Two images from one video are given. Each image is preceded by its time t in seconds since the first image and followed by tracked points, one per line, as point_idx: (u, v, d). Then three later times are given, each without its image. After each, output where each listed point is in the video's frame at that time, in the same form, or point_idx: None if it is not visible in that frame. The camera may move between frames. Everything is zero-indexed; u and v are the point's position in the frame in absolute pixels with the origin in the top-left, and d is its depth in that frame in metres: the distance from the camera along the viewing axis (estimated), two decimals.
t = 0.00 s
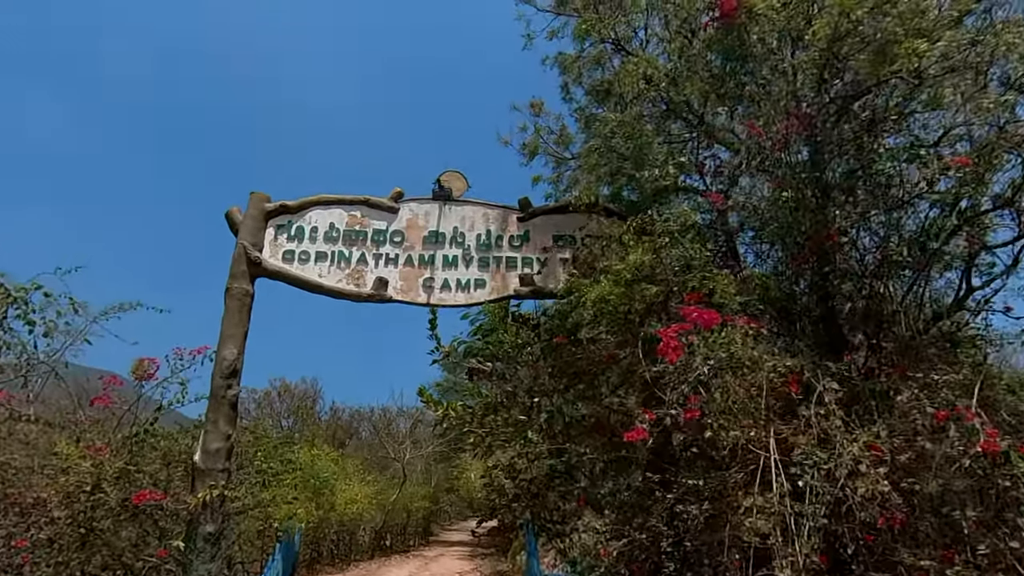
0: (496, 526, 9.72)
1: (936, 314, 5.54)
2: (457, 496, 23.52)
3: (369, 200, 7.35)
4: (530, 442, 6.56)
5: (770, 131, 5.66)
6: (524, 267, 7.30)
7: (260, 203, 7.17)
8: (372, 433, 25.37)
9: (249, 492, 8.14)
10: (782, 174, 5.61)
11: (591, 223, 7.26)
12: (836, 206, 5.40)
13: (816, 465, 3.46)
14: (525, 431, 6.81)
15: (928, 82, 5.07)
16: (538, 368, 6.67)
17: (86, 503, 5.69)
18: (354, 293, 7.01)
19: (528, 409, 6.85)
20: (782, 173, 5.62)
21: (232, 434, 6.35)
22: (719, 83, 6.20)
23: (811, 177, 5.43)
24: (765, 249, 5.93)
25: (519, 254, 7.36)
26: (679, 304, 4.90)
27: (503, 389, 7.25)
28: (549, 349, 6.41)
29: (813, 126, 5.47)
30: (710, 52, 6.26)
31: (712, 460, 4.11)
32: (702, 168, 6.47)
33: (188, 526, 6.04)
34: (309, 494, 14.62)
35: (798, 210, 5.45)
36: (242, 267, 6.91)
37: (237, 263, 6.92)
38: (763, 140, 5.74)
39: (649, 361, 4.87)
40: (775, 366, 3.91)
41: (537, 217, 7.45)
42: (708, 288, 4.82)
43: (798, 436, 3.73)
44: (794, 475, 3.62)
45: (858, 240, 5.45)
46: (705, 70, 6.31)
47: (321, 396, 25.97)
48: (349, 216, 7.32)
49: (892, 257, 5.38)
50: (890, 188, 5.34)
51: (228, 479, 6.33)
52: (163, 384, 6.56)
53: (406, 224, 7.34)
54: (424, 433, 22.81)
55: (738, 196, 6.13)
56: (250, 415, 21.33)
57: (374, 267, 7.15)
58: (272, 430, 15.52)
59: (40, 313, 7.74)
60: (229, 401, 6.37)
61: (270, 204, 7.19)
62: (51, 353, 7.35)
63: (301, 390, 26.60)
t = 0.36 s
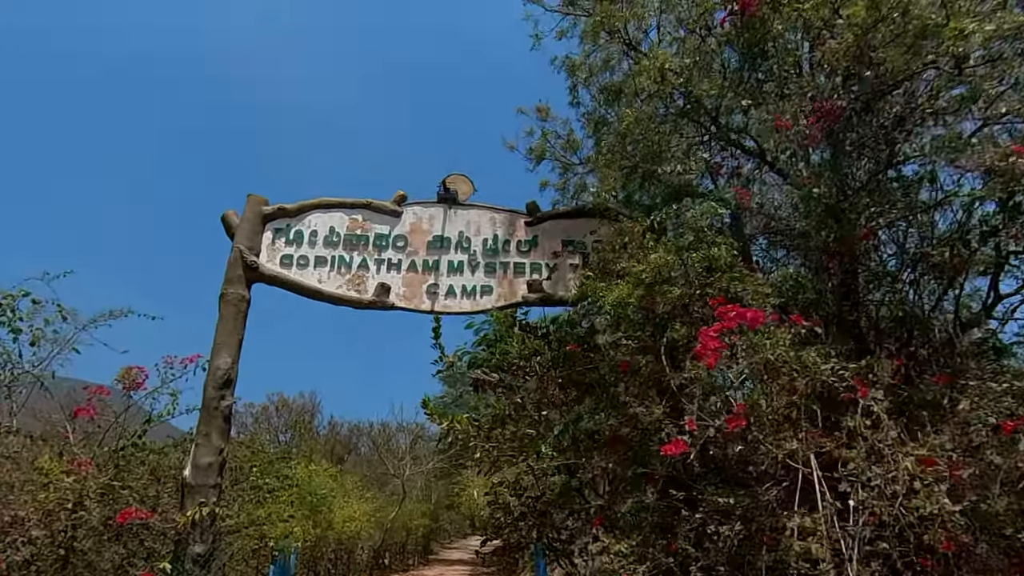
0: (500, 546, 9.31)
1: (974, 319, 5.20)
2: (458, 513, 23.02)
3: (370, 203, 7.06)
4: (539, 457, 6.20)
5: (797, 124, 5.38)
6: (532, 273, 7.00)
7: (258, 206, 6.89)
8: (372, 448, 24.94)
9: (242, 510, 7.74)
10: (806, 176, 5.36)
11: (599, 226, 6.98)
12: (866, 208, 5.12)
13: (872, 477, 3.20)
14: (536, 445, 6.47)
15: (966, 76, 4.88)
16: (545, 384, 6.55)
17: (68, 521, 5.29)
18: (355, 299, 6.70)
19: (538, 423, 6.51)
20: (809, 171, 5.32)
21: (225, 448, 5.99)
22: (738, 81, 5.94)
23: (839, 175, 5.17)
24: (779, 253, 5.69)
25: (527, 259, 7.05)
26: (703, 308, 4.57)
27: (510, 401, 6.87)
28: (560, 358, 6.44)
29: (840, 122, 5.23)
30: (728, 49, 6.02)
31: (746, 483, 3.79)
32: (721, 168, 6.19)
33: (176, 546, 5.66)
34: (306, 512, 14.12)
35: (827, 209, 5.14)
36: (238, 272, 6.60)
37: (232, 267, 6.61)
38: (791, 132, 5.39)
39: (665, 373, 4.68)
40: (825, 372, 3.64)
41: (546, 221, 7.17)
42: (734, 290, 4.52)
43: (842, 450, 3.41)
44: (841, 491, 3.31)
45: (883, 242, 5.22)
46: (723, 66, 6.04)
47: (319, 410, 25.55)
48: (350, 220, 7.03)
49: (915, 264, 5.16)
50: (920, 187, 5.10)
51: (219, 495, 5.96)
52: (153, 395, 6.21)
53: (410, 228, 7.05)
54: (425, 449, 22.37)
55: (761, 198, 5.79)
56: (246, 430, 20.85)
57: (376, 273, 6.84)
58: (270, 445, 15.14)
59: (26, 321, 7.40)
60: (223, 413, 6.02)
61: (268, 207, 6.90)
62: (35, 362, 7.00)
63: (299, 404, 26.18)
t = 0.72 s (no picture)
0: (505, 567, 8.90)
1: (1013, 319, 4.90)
2: (458, 531, 22.50)
3: (372, 205, 6.75)
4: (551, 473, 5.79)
5: (828, 111, 5.02)
6: (541, 277, 6.68)
7: (254, 207, 6.58)
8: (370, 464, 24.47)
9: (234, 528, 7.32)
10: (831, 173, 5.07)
11: (610, 229, 6.78)
12: (901, 203, 4.81)
13: (945, 493, 3.05)
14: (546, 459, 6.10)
15: (1011, 61, 4.67)
16: (553, 399, 6.20)
17: (45, 542, 5.02)
18: (355, 305, 6.36)
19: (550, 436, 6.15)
20: (838, 165, 5.00)
21: (216, 461, 5.61)
22: (758, 75, 5.70)
23: (877, 166, 4.83)
24: (797, 255, 5.14)
25: (535, 262, 6.74)
26: (731, 309, 4.26)
27: (519, 412, 6.48)
28: (572, 366, 6.08)
29: (871, 112, 4.92)
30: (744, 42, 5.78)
31: (796, 492, 3.61)
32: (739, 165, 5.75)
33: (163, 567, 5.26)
34: (303, 530, 13.67)
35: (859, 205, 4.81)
36: (232, 276, 6.26)
37: (227, 271, 6.28)
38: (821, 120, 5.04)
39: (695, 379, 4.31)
40: (892, 369, 3.43)
41: (555, 223, 6.86)
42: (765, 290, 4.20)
43: (901, 462, 3.23)
44: (903, 507, 3.11)
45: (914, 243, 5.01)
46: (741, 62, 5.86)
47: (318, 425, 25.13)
48: (350, 222, 6.72)
49: (929, 269, 5.02)
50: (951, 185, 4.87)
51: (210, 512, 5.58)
52: (141, 404, 5.85)
53: (413, 231, 6.74)
54: (425, 464, 21.93)
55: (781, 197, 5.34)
56: (241, 445, 20.43)
57: (378, 277, 6.51)
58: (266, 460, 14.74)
59: (9, 329, 7.05)
60: (215, 424, 5.65)
61: (265, 208, 6.59)
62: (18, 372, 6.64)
63: (297, 419, 25.77)
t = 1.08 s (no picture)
0: None
1: None
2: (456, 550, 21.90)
3: (371, 203, 6.41)
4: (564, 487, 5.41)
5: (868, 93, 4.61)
6: (549, 279, 6.31)
7: (246, 205, 6.22)
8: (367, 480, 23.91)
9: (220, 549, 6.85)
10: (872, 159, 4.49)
11: (622, 228, 6.48)
12: (941, 194, 4.44)
13: None
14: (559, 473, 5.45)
15: None
16: (564, 407, 5.85)
17: (8, 562, 4.66)
18: (352, 307, 5.97)
19: (558, 448, 5.67)
20: (886, 145, 4.50)
21: (199, 475, 5.19)
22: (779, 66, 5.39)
23: (922, 155, 4.47)
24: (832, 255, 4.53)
25: (543, 263, 6.37)
26: (762, 307, 3.90)
27: (527, 421, 5.89)
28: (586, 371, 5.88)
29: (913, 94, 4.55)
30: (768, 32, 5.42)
31: (855, 503, 3.30)
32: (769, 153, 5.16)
33: None
34: (297, 547, 13.36)
35: (897, 196, 4.43)
36: (221, 276, 5.88)
37: (215, 271, 5.90)
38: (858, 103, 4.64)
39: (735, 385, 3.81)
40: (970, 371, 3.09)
41: (564, 223, 6.54)
42: (802, 285, 3.82)
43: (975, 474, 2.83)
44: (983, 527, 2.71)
45: (967, 231, 4.53)
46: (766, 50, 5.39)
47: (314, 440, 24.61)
48: (348, 221, 6.37)
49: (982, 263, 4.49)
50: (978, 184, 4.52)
51: (191, 530, 5.15)
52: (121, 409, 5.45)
53: (414, 231, 6.39)
54: (423, 481, 21.40)
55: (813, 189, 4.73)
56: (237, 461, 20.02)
57: (376, 278, 6.14)
58: (259, 475, 14.24)
59: None
60: (199, 434, 5.23)
61: (258, 205, 6.23)
62: None
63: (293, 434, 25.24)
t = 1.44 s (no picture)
0: None
1: None
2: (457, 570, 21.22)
3: (368, 195, 6.00)
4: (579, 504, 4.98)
5: (921, 59, 3.99)
6: (559, 277, 5.89)
7: (235, 198, 5.82)
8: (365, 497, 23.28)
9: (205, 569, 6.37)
10: (919, 136, 3.86)
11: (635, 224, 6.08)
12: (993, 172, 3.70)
13: None
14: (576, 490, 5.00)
15: None
16: (572, 416, 5.42)
17: None
18: (348, 307, 5.55)
19: (569, 461, 5.27)
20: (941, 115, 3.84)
21: (180, 488, 4.73)
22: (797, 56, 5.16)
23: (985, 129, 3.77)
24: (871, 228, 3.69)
25: (553, 261, 5.96)
26: (805, 298, 3.44)
27: (538, 428, 5.40)
28: (604, 373, 5.55)
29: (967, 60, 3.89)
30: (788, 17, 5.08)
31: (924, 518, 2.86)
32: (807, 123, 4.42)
33: None
34: (291, 567, 12.76)
35: (939, 183, 3.76)
36: (206, 273, 5.46)
37: (200, 268, 5.48)
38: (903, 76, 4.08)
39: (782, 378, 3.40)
40: None
41: (574, 219, 6.13)
42: (851, 275, 3.40)
43: None
44: None
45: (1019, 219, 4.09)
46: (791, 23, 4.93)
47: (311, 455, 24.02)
48: (344, 215, 5.96)
49: None
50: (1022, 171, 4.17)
51: (170, 549, 4.68)
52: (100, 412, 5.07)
53: (415, 225, 5.98)
54: (423, 497, 20.79)
55: (842, 176, 4.13)
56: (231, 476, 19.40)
57: (374, 276, 5.73)
58: (252, 492, 13.68)
59: None
60: (179, 443, 4.77)
61: (248, 199, 5.83)
62: None
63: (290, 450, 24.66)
